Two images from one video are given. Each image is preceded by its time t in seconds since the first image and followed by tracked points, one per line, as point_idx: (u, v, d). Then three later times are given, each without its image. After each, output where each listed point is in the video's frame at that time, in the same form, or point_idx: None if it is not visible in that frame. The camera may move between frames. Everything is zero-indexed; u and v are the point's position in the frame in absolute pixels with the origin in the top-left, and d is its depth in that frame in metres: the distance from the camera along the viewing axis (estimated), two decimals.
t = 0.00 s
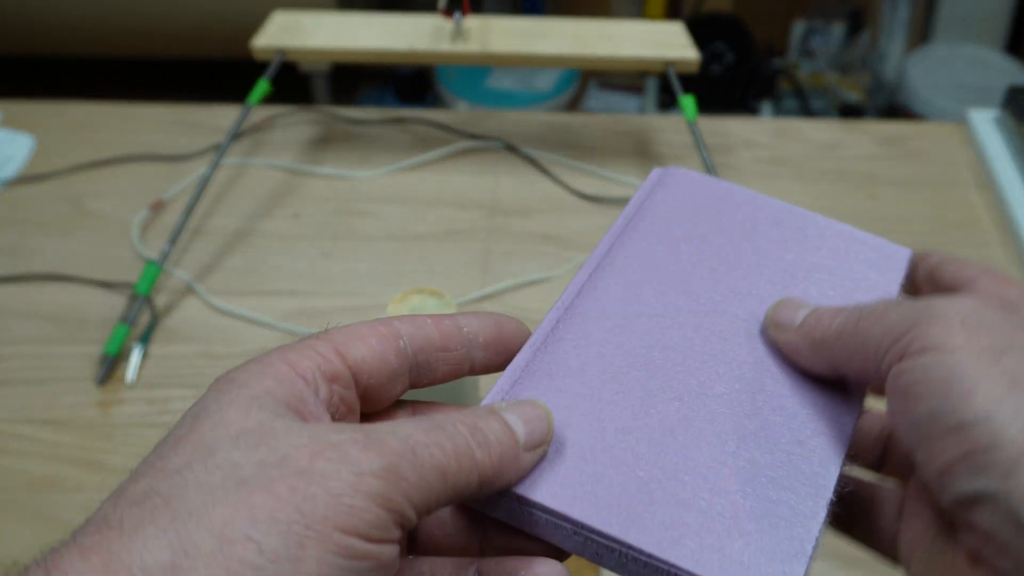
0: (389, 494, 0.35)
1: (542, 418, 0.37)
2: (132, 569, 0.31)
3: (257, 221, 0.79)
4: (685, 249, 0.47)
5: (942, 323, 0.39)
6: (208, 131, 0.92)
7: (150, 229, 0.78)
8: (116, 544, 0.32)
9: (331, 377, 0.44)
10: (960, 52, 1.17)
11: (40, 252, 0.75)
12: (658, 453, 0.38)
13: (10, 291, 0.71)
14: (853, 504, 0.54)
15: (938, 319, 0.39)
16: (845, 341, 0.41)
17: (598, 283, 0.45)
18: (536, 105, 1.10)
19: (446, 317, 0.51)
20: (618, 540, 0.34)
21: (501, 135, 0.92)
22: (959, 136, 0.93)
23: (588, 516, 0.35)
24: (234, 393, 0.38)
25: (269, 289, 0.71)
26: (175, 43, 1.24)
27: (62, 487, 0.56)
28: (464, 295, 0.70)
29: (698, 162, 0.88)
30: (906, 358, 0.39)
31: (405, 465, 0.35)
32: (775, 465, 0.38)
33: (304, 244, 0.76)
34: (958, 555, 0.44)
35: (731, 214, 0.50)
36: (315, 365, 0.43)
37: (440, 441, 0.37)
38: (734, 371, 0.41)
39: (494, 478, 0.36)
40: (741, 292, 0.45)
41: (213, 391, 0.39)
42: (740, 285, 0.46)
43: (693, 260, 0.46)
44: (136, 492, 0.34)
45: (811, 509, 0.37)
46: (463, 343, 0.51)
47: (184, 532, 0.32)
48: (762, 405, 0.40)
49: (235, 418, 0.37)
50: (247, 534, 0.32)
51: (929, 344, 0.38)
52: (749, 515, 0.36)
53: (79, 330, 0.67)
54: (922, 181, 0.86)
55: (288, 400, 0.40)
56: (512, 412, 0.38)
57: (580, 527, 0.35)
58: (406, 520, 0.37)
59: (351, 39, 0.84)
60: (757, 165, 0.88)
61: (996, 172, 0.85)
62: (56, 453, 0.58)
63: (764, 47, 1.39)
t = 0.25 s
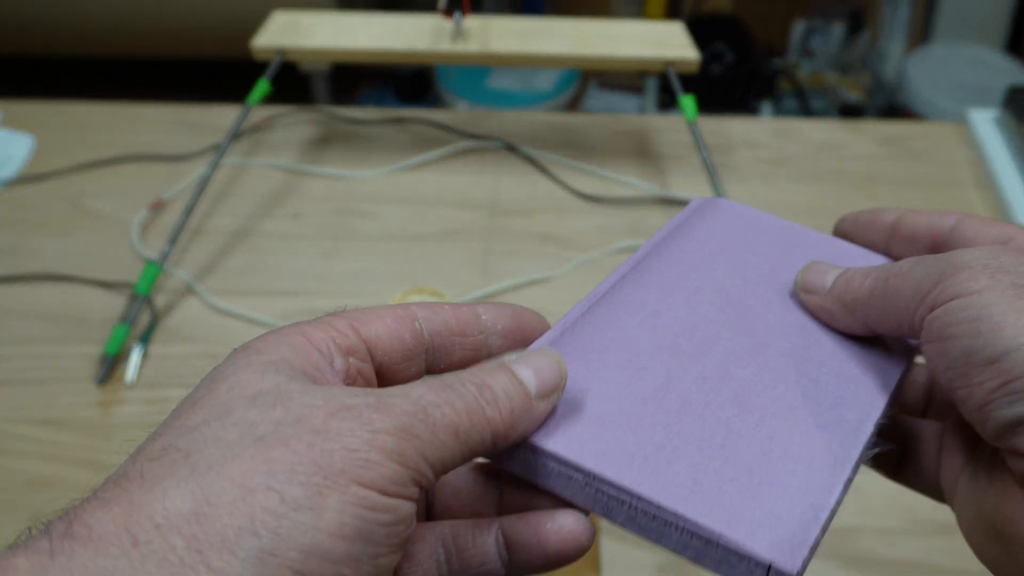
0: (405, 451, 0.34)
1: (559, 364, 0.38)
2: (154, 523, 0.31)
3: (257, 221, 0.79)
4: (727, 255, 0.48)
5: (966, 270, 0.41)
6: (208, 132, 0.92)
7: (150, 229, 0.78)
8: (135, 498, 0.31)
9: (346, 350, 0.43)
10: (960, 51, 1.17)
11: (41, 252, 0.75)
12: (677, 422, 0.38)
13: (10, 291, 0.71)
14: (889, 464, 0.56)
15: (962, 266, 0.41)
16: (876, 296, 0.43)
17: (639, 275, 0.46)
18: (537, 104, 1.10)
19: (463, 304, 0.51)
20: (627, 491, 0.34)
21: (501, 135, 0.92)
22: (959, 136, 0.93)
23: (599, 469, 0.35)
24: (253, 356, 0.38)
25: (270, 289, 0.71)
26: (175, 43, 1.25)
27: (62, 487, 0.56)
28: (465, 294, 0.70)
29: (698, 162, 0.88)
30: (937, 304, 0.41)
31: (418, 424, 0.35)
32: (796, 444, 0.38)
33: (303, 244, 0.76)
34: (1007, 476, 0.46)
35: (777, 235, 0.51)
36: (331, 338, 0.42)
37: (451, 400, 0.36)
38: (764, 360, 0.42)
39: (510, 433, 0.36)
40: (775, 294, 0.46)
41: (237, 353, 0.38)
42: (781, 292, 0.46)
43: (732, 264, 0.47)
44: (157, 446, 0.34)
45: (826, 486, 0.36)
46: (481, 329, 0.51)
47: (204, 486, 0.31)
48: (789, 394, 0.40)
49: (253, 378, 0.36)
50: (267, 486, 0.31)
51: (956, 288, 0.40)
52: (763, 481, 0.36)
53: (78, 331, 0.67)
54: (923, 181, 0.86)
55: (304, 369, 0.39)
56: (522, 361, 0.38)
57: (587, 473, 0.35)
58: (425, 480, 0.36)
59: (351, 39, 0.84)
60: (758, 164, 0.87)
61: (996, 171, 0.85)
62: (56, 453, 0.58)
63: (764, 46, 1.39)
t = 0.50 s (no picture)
0: (375, 435, 0.33)
1: (561, 321, 0.36)
2: (120, 527, 0.30)
3: (257, 221, 0.79)
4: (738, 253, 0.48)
5: (978, 275, 0.41)
6: (208, 132, 0.92)
7: (150, 229, 0.78)
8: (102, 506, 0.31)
9: (322, 343, 0.43)
10: (960, 52, 1.17)
11: (40, 252, 0.75)
12: (673, 373, 0.37)
13: (10, 291, 0.71)
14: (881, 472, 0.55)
15: (973, 272, 0.41)
16: (886, 303, 0.43)
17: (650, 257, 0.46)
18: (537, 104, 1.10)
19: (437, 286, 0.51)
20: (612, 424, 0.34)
21: (501, 135, 0.92)
22: (959, 136, 0.93)
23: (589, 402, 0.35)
24: (224, 358, 0.38)
25: (269, 289, 0.71)
26: (175, 43, 1.25)
27: (61, 487, 0.56)
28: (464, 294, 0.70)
29: (698, 162, 0.88)
30: (948, 307, 0.41)
31: (390, 406, 0.33)
32: (790, 410, 0.37)
33: (304, 244, 0.76)
34: (1010, 480, 0.47)
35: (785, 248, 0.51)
36: (304, 334, 0.42)
37: (429, 379, 0.34)
38: (767, 340, 0.41)
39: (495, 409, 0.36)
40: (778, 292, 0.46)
41: (210, 359, 0.38)
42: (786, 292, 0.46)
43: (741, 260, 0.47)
44: (125, 458, 0.33)
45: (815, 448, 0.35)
46: (458, 306, 0.50)
47: (168, 485, 0.31)
48: (789, 371, 0.39)
49: (221, 379, 0.36)
50: (231, 481, 0.31)
51: (967, 293, 0.40)
52: (752, 433, 0.35)
53: (79, 331, 0.67)
54: (923, 181, 0.86)
55: (276, 364, 0.39)
56: (517, 322, 0.36)
57: (574, 403, 0.35)
58: (403, 463, 0.35)
59: (351, 40, 0.84)
60: (757, 164, 0.87)
61: (996, 171, 0.85)
62: (56, 453, 0.58)
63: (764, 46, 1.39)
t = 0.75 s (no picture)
0: (328, 464, 0.31)
1: (539, 366, 0.34)
2: (67, 567, 0.28)
3: (257, 221, 0.79)
4: (718, 250, 0.48)
5: (960, 266, 0.40)
6: (208, 132, 0.92)
7: (150, 229, 0.78)
8: (52, 544, 0.29)
9: (289, 353, 0.43)
10: (960, 51, 1.17)
11: (40, 252, 0.75)
12: (647, 346, 0.37)
13: (9, 291, 0.71)
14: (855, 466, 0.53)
15: (954, 262, 0.41)
16: (866, 295, 0.43)
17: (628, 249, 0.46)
18: (537, 104, 1.10)
19: (405, 278, 0.51)
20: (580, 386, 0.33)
21: (500, 135, 0.92)
22: (960, 136, 0.93)
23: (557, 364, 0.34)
24: (185, 382, 0.37)
25: (269, 289, 0.71)
26: (176, 43, 1.25)
27: (61, 487, 0.56)
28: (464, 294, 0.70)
29: (698, 162, 0.88)
30: (928, 297, 0.40)
31: (346, 435, 0.32)
32: (763, 390, 0.36)
33: (304, 244, 0.76)
34: (986, 472, 0.44)
35: (766, 251, 0.51)
36: (269, 346, 0.43)
37: (390, 408, 0.33)
38: (744, 327, 0.41)
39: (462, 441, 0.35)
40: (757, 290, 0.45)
41: (172, 381, 0.38)
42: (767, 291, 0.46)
43: (721, 257, 0.47)
44: (80, 491, 0.32)
45: (786, 425, 0.34)
46: (427, 296, 0.51)
47: (114, 522, 0.29)
48: (764, 356, 0.39)
49: (178, 405, 0.35)
50: (177, 515, 0.29)
51: (946, 282, 0.40)
52: (725, 406, 0.34)
53: (79, 331, 0.67)
54: (923, 181, 0.85)
55: (240, 383, 0.39)
56: (492, 362, 0.34)
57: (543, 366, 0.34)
58: (362, 493, 0.33)
59: (351, 40, 0.84)
60: (757, 164, 0.87)
61: (996, 172, 0.84)
62: (56, 452, 0.58)
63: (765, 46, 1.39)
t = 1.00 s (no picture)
0: (304, 475, 0.31)
1: (505, 367, 0.34)
2: None
3: (257, 221, 0.79)
4: (707, 249, 0.48)
5: (951, 273, 0.40)
6: (208, 132, 0.92)
7: (150, 229, 0.78)
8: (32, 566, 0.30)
9: (266, 365, 0.44)
10: (960, 51, 1.17)
11: (40, 252, 0.75)
12: (631, 344, 0.37)
13: (9, 291, 0.71)
14: (846, 478, 0.52)
15: (945, 268, 0.40)
16: (855, 300, 0.43)
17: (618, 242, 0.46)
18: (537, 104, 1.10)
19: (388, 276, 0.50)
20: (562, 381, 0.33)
21: (500, 135, 0.91)
22: (960, 137, 0.93)
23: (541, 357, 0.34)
24: (162, 400, 0.38)
25: (269, 289, 0.71)
26: (176, 43, 1.24)
27: (62, 487, 0.56)
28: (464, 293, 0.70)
29: (698, 162, 0.88)
30: (918, 304, 0.40)
31: (320, 446, 0.32)
32: (744, 394, 0.37)
33: (304, 244, 0.76)
34: (973, 482, 0.44)
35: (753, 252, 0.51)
36: (248, 359, 0.43)
37: (363, 419, 0.34)
38: (728, 330, 0.41)
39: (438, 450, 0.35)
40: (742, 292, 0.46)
41: (148, 401, 0.38)
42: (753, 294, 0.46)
43: (710, 256, 0.47)
44: (59, 515, 0.32)
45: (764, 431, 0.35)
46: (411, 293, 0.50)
47: (92, 545, 0.30)
48: (747, 361, 0.39)
49: (155, 424, 0.35)
50: (154, 533, 0.29)
51: (936, 289, 0.40)
52: (706, 409, 0.34)
53: (79, 331, 0.67)
54: (923, 181, 0.85)
55: (217, 399, 0.39)
56: (463, 365, 0.35)
57: (526, 358, 0.34)
58: (341, 505, 0.33)
59: (351, 40, 0.84)
60: (757, 165, 0.87)
61: (996, 172, 0.84)
62: (56, 452, 0.58)
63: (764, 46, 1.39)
